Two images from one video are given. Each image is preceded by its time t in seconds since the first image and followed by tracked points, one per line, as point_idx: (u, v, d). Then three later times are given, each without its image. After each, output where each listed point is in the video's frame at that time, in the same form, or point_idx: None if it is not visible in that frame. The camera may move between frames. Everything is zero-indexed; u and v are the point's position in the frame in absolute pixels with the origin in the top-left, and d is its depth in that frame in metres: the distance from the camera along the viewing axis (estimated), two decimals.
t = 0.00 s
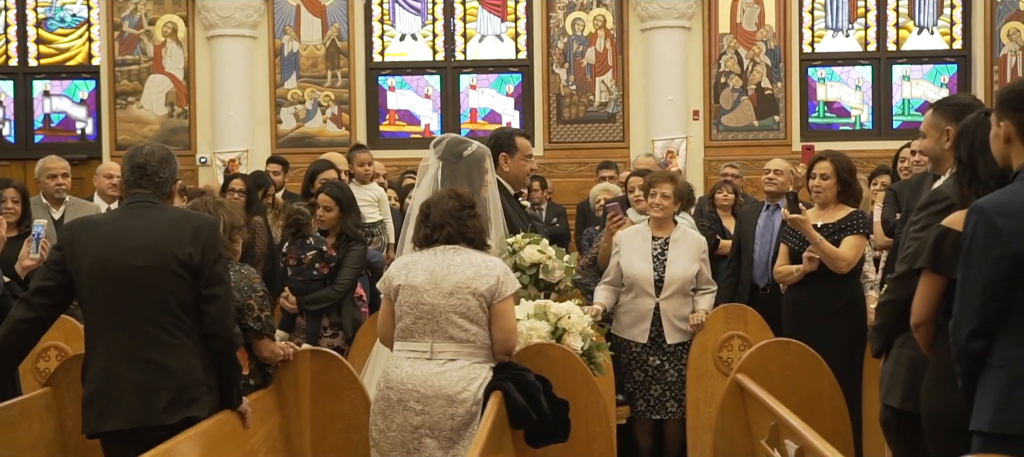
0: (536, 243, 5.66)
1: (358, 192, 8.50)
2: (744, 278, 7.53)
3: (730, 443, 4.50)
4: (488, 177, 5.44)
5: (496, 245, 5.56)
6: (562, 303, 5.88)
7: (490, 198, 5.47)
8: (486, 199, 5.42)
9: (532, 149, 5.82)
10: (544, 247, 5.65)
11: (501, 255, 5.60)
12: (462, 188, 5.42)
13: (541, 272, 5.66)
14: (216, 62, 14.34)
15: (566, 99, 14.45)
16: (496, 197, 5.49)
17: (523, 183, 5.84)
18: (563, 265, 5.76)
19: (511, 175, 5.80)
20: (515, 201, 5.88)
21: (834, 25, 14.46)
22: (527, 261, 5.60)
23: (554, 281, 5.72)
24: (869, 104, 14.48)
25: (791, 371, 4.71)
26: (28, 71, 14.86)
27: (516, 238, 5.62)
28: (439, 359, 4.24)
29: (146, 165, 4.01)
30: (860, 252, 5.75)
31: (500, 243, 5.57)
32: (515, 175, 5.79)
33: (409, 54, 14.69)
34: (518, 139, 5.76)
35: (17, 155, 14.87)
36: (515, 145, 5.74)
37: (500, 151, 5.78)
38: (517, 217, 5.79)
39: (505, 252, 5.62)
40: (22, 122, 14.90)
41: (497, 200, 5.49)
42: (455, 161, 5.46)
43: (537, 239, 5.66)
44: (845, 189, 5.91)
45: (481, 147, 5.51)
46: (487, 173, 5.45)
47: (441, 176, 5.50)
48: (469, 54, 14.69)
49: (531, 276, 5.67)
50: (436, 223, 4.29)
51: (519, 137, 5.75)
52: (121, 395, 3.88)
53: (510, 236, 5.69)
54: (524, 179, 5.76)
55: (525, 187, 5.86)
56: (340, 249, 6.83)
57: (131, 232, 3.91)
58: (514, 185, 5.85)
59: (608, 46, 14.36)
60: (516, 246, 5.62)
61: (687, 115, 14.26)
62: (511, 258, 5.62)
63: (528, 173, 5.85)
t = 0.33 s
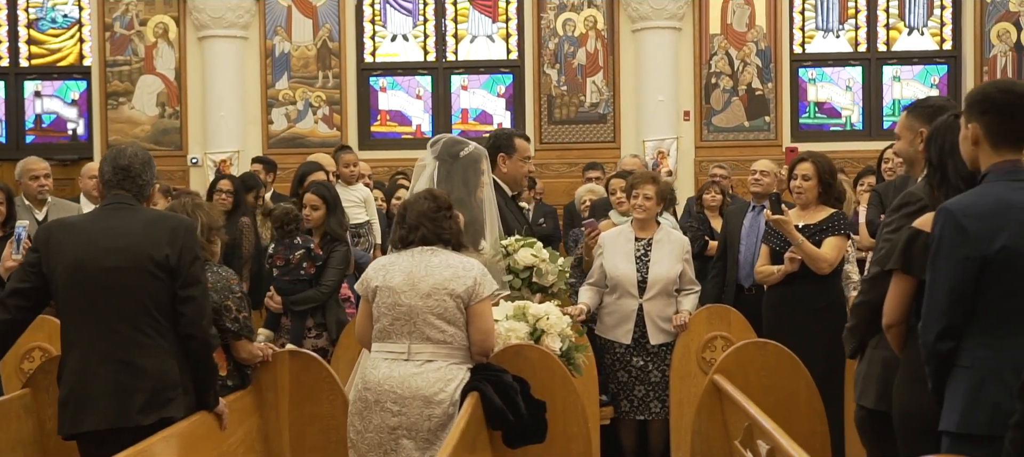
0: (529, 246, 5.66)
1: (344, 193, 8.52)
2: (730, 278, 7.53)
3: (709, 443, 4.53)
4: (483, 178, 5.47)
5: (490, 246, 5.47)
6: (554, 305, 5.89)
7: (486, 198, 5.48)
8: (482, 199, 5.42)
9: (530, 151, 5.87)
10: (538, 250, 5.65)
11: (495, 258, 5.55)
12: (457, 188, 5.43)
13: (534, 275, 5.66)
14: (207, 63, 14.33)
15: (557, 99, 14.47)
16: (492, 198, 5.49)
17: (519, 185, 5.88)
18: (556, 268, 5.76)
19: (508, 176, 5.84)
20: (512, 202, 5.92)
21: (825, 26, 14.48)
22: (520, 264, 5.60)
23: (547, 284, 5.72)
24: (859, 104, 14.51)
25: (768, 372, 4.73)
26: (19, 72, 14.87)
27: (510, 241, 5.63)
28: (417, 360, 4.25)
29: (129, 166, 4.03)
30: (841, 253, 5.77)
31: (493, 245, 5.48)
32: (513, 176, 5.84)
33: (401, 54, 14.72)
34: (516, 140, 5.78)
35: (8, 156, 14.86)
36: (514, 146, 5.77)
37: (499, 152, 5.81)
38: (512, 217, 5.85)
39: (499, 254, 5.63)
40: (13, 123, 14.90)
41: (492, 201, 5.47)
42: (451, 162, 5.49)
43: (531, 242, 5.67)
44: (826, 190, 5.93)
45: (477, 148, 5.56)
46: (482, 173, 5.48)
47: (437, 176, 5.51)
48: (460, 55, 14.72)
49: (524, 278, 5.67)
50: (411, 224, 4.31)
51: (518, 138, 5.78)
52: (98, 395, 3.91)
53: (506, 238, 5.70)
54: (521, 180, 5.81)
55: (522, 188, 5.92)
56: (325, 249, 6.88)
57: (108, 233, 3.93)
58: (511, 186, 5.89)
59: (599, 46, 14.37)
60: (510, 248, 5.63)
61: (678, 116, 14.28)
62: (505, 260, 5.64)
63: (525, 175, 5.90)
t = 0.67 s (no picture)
0: (527, 249, 5.68)
1: (335, 194, 8.62)
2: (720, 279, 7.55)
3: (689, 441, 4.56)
4: (482, 182, 5.50)
5: (489, 249, 5.54)
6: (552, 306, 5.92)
7: (485, 202, 5.50)
8: (480, 203, 5.45)
9: (532, 155, 5.82)
10: (535, 253, 5.68)
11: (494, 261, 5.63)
12: (455, 191, 5.45)
13: (532, 278, 5.70)
14: (201, 64, 14.34)
15: (551, 100, 14.45)
16: (490, 202, 5.51)
17: (521, 188, 5.85)
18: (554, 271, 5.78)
19: (511, 179, 5.81)
20: (513, 205, 5.93)
21: (818, 26, 14.52)
22: (517, 267, 5.64)
23: (544, 287, 5.76)
24: (853, 105, 14.53)
25: (746, 371, 4.82)
26: (14, 73, 14.91)
27: (508, 244, 5.65)
28: (396, 361, 4.26)
29: (112, 168, 4.05)
30: (825, 255, 5.79)
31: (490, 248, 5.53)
32: (515, 179, 5.81)
33: (394, 55, 14.77)
34: (519, 144, 5.76)
35: (2, 156, 14.86)
36: (517, 150, 5.75)
37: (502, 155, 5.80)
38: (511, 219, 5.86)
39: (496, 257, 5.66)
40: (8, 124, 14.91)
41: (492, 204, 5.51)
42: (451, 165, 5.53)
43: (528, 245, 5.69)
44: (810, 192, 5.96)
45: (477, 151, 5.59)
46: (481, 177, 5.51)
47: (436, 179, 5.54)
48: (454, 56, 14.77)
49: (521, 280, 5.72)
50: (389, 226, 4.32)
51: (521, 142, 5.76)
52: (77, 396, 3.93)
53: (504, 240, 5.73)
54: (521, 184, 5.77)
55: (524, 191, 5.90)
56: (313, 248, 6.89)
57: (87, 234, 3.94)
58: (513, 189, 5.87)
59: (593, 47, 14.37)
60: (507, 251, 5.66)
61: (672, 117, 14.29)
62: (502, 263, 5.67)
63: (528, 178, 5.86)
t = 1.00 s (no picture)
0: (528, 252, 5.63)
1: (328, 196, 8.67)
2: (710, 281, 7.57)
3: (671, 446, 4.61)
4: (485, 187, 5.43)
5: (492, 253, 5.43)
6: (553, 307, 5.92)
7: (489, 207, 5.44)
8: (483, 207, 5.38)
9: (538, 160, 5.88)
10: (537, 255, 5.64)
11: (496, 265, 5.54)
12: (458, 195, 5.37)
13: (533, 280, 5.67)
14: (199, 65, 14.35)
15: (547, 101, 14.47)
16: (493, 207, 5.47)
17: (528, 192, 5.89)
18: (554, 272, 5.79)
19: (516, 182, 5.85)
20: (519, 209, 5.93)
21: (815, 27, 14.51)
22: (520, 270, 5.58)
23: (546, 289, 5.78)
24: (850, 106, 14.54)
25: (728, 372, 4.87)
26: (13, 74, 14.95)
27: (510, 247, 5.58)
28: (378, 363, 4.27)
29: (96, 171, 4.07)
30: (813, 256, 5.80)
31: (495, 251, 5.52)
32: (521, 182, 5.85)
33: (391, 56, 14.78)
34: (525, 148, 5.81)
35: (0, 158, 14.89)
36: (524, 154, 5.80)
37: (508, 159, 5.84)
38: (515, 222, 5.81)
39: (498, 261, 5.57)
40: (6, 126, 14.94)
41: (497, 207, 5.55)
42: (454, 170, 5.45)
43: (529, 247, 5.65)
44: (797, 194, 5.98)
45: (480, 157, 5.54)
46: (483, 182, 5.44)
47: (439, 185, 5.44)
48: (451, 57, 14.77)
49: (523, 283, 5.67)
50: (370, 229, 4.33)
51: (527, 146, 5.81)
52: (58, 398, 3.94)
53: (504, 243, 5.65)
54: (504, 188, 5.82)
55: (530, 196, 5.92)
56: (303, 249, 6.91)
57: (70, 237, 3.96)
58: (518, 193, 5.90)
59: (590, 48, 14.37)
60: (509, 255, 5.58)
61: (669, 118, 14.31)
62: (504, 267, 5.58)
63: (534, 182, 5.90)
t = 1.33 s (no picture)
0: (532, 253, 5.32)
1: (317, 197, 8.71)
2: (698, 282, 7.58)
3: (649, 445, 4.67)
4: (485, 188, 5.26)
5: (494, 255, 5.25)
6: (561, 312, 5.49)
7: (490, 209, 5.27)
8: (485, 209, 5.21)
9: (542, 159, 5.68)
10: (541, 256, 5.31)
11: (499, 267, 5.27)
12: (459, 197, 5.20)
13: (537, 282, 5.29)
14: (192, 66, 14.35)
15: (541, 102, 14.48)
16: (495, 208, 5.30)
17: (532, 193, 5.72)
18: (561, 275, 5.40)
19: (520, 182, 5.67)
20: (524, 209, 5.74)
21: (808, 28, 14.54)
22: (522, 272, 5.23)
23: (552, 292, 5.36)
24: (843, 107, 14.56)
25: (705, 373, 4.96)
26: (6, 75, 14.96)
27: (513, 248, 5.29)
28: (355, 365, 4.28)
29: (74, 172, 4.08)
30: (797, 257, 5.79)
31: (496, 252, 5.25)
32: (525, 183, 5.68)
33: (385, 57, 14.79)
34: (528, 148, 5.62)
35: None
36: (527, 154, 5.62)
37: (512, 159, 5.66)
38: (519, 222, 5.60)
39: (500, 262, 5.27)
40: None
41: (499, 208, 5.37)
42: (454, 173, 5.29)
43: (534, 249, 5.33)
44: (780, 196, 6.00)
45: (480, 158, 5.37)
46: (484, 183, 5.27)
47: (440, 189, 5.29)
48: (445, 58, 14.78)
49: (528, 286, 5.31)
50: (346, 231, 4.35)
51: (530, 146, 5.61)
52: (33, 399, 3.95)
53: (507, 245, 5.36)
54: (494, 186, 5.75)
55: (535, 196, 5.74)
56: (290, 249, 6.93)
57: (46, 238, 3.97)
58: (523, 194, 5.73)
59: (583, 49, 14.38)
60: (512, 256, 5.28)
61: (662, 119, 14.32)
62: (507, 269, 5.26)
63: (538, 183, 5.72)
